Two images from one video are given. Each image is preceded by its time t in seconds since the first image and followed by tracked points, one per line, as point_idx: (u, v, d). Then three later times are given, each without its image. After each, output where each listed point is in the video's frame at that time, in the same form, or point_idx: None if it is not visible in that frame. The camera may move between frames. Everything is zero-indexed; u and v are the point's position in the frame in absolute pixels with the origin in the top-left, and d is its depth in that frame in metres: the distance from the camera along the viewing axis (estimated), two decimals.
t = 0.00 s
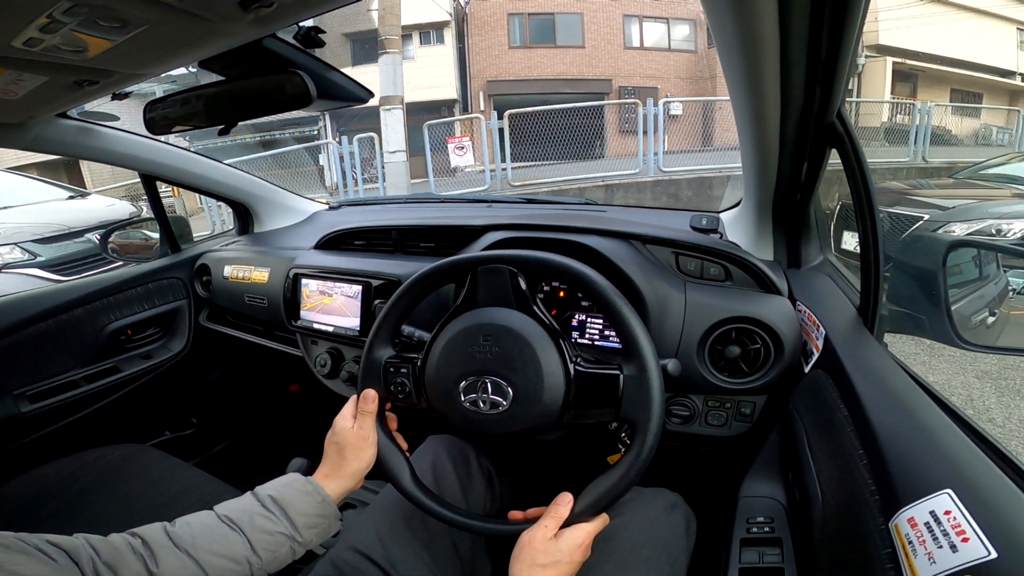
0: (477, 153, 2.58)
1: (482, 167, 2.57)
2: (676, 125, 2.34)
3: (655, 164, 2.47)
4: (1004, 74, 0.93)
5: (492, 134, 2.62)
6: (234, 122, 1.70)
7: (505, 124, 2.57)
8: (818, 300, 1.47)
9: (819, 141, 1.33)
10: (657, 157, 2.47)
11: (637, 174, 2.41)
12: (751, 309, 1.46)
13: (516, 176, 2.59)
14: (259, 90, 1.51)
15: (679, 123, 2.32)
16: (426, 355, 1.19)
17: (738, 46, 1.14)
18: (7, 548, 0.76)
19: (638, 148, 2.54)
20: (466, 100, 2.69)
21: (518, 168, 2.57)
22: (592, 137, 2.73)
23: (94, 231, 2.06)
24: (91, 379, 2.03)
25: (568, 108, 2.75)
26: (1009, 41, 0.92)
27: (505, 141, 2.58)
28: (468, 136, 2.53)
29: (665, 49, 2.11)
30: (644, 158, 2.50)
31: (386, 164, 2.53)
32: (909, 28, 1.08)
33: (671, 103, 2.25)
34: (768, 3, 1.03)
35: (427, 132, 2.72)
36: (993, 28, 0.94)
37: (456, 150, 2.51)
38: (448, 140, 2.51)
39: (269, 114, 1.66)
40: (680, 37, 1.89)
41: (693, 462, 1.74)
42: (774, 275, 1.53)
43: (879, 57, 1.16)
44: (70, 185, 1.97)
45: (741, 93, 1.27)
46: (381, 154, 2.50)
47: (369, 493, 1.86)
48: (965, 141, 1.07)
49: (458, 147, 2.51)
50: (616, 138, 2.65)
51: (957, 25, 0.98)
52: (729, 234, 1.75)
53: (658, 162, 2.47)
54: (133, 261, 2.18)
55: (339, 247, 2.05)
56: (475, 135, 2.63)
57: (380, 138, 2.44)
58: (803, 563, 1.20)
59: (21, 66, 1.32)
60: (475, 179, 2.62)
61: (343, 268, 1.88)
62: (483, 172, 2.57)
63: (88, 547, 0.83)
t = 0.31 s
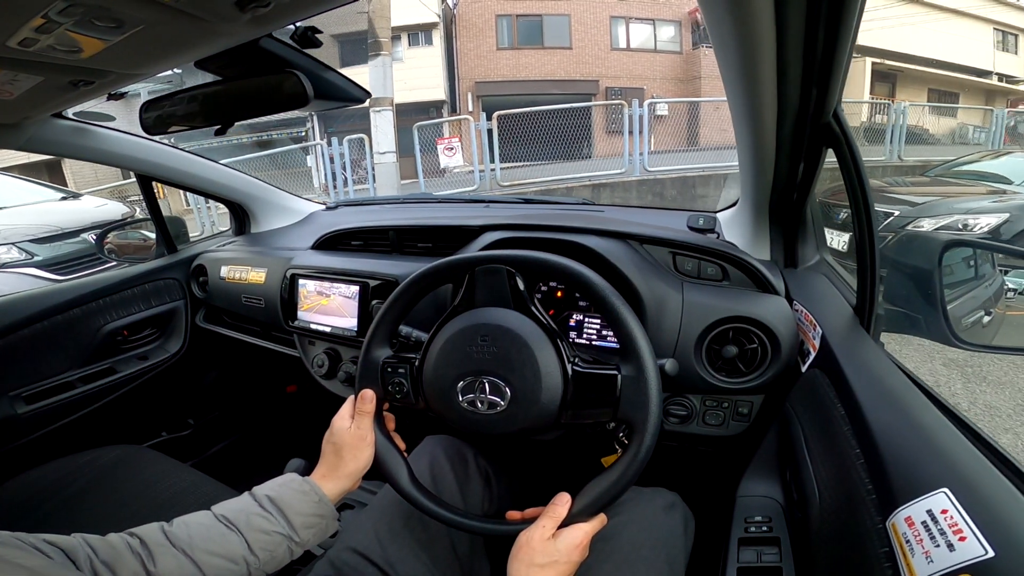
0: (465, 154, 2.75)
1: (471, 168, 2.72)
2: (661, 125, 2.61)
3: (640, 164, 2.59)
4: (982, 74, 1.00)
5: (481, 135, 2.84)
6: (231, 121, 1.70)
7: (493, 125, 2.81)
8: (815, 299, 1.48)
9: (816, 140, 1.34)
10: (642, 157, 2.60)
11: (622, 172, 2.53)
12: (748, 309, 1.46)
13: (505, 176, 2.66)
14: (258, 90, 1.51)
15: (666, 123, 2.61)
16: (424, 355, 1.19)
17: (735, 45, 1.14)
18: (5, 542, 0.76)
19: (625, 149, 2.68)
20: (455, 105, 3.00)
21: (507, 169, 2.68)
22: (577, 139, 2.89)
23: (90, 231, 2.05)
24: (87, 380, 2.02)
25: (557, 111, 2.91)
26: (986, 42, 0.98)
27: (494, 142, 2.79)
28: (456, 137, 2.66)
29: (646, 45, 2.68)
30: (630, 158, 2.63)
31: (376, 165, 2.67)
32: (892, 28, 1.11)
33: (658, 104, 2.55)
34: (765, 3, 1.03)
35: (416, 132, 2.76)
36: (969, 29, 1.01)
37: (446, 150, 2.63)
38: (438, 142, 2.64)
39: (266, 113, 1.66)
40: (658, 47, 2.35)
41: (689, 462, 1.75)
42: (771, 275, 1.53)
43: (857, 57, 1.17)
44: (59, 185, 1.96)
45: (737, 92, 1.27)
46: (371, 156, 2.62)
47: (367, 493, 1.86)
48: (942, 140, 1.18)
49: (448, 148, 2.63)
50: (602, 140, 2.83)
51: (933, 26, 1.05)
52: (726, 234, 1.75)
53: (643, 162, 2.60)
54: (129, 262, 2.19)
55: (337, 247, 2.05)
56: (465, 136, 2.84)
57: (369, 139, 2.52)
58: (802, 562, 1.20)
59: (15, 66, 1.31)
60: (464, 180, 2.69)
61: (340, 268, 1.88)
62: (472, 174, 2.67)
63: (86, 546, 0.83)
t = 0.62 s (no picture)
0: (454, 155, 2.81)
1: (460, 169, 2.79)
2: (647, 126, 2.72)
3: (624, 163, 2.57)
4: (955, 74, 1.10)
5: (470, 137, 2.90)
6: (229, 121, 1.70)
7: (481, 127, 2.93)
8: (812, 299, 1.48)
9: (814, 140, 1.34)
10: (627, 157, 2.59)
11: (608, 172, 2.50)
12: (746, 309, 1.47)
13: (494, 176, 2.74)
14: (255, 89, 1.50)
15: (650, 123, 2.73)
16: (422, 354, 1.19)
17: (732, 45, 1.15)
18: (3, 546, 0.76)
19: (609, 150, 2.68)
20: (443, 104, 2.87)
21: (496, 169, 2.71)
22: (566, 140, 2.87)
23: (87, 231, 2.04)
24: (84, 381, 2.01)
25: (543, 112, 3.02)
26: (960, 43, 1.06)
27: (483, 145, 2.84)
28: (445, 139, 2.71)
29: (635, 50, 2.55)
30: (615, 158, 2.61)
31: (366, 165, 2.71)
32: (872, 29, 1.12)
33: (643, 105, 2.68)
34: (764, 4, 1.03)
35: (405, 134, 2.76)
36: (943, 30, 1.09)
37: (435, 152, 2.68)
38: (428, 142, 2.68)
39: (263, 114, 1.66)
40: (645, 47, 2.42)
41: (688, 462, 1.75)
42: (769, 274, 1.53)
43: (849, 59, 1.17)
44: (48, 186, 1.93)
45: (735, 92, 1.27)
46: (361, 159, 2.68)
47: (365, 493, 1.86)
48: (920, 136, 1.26)
49: (437, 150, 2.68)
50: (589, 140, 2.82)
51: (909, 26, 1.11)
52: (724, 234, 1.74)
53: (627, 162, 2.58)
54: (129, 262, 2.19)
55: (334, 247, 2.05)
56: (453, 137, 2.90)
57: (358, 142, 2.60)
58: (800, 562, 1.20)
59: (11, 66, 1.31)
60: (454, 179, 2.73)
61: (338, 269, 1.87)
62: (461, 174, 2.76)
63: (86, 547, 0.82)
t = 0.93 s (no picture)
0: (441, 155, 2.64)
1: (446, 168, 2.63)
2: (631, 127, 2.49)
3: (609, 163, 2.42)
4: (927, 74, 1.15)
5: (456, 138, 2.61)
6: (226, 121, 1.69)
7: (469, 128, 2.62)
8: (810, 299, 1.48)
9: (811, 140, 1.34)
10: (611, 157, 2.45)
11: (591, 173, 2.37)
12: (744, 309, 1.47)
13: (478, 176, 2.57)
14: (253, 89, 1.50)
15: (635, 123, 2.49)
16: (420, 354, 1.19)
17: (729, 46, 1.15)
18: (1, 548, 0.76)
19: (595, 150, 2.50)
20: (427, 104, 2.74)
21: (483, 169, 2.55)
22: (551, 136, 2.67)
23: (83, 232, 2.02)
24: (80, 382, 2.01)
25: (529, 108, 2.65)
26: (932, 43, 1.09)
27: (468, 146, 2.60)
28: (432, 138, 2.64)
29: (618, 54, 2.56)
30: (600, 159, 2.46)
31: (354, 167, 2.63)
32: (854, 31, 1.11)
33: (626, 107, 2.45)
34: (761, 5, 1.04)
35: (393, 136, 2.63)
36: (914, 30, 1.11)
37: (422, 152, 2.62)
38: (414, 143, 2.63)
39: (260, 114, 1.66)
40: (626, 49, 2.53)
41: (686, 462, 1.75)
42: (766, 274, 1.54)
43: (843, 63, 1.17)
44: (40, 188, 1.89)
45: (732, 93, 1.27)
46: (349, 159, 2.57)
47: (363, 494, 1.86)
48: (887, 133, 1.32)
49: (424, 151, 2.62)
50: (574, 139, 2.60)
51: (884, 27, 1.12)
52: (722, 233, 1.74)
53: (612, 162, 2.43)
54: (127, 262, 2.18)
55: (332, 247, 2.05)
56: (439, 138, 2.63)
57: (347, 142, 2.47)
58: (798, 562, 1.20)
59: (7, 66, 1.30)
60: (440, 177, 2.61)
61: (336, 269, 1.87)
62: (448, 173, 2.61)
63: (83, 548, 0.82)
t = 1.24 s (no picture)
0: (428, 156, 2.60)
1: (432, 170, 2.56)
2: (611, 128, 2.71)
3: (589, 164, 2.61)
4: (897, 75, 1.21)
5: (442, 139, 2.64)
6: (225, 121, 1.69)
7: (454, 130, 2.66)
8: (808, 299, 1.48)
9: (810, 140, 1.34)
10: (592, 157, 2.62)
11: (573, 172, 2.53)
12: (743, 309, 1.47)
13: (466, 176, 2.53)
14: (252, 89, 1.50)
15: (614, 125, 2.73)
16: (419, 354, 1.19)
17: (727, 47, 1.15)
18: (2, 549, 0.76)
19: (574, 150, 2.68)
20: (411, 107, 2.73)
21: (468, 170, 2.53)
22: (535, 137, 2.71)
23: (81, 231, 2.01)
24: (79, 382, 2.01)
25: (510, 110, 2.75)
26: (902, 42, 1.16)
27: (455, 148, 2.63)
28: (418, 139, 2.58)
29: (602, 52, 2.99)
30: (580, 159, 2.63)
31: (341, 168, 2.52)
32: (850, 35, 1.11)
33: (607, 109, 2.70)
34: (760, 5, 1.04)
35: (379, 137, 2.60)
36: (887, 31, 1.15)
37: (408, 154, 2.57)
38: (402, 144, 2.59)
39: (260, 114, 1.66)
40: (610, 48, 2.89)
41: (685, 461, 1.76)
42: (765, 274, 1.54)
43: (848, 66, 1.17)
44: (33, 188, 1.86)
45: (731, 94, 1.28)
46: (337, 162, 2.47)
47: (363, 494, 1.87)
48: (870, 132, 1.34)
49: (410, 152, 2.58)
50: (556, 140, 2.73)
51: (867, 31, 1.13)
52: (721, 233, 1.74)
53: (593, 162, 2.61)
54: (127, 262, 2.17)
55: (331, 247, 2.05)
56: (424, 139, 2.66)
57: (335, 144, 2.40)
58: (797, 562, 1.21)
59: (6, 66, 1.30)
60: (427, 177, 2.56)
61: (336, 268, 1.87)
62: (436, 174, 2.54)
63: (85, 548, 0.83)
